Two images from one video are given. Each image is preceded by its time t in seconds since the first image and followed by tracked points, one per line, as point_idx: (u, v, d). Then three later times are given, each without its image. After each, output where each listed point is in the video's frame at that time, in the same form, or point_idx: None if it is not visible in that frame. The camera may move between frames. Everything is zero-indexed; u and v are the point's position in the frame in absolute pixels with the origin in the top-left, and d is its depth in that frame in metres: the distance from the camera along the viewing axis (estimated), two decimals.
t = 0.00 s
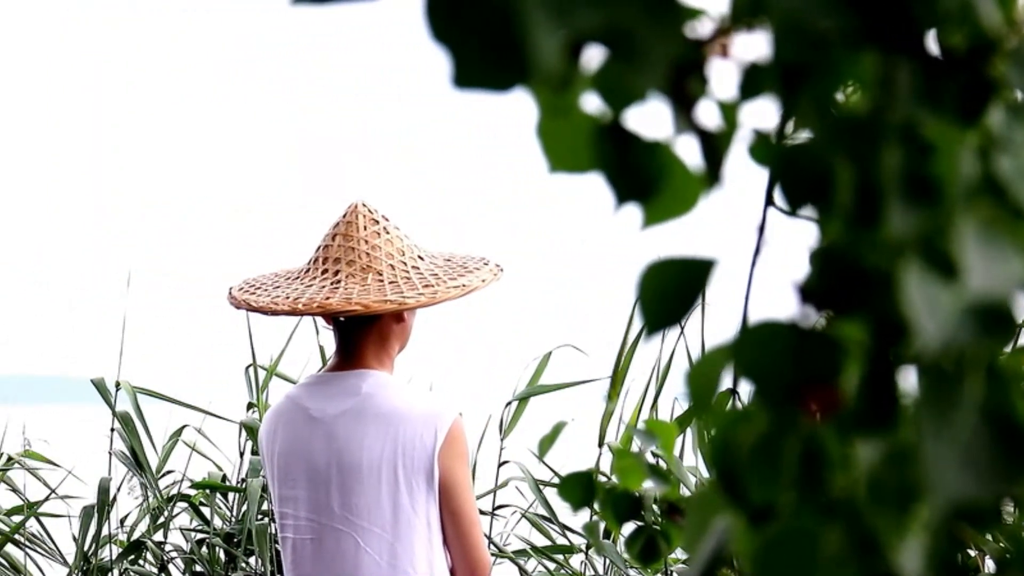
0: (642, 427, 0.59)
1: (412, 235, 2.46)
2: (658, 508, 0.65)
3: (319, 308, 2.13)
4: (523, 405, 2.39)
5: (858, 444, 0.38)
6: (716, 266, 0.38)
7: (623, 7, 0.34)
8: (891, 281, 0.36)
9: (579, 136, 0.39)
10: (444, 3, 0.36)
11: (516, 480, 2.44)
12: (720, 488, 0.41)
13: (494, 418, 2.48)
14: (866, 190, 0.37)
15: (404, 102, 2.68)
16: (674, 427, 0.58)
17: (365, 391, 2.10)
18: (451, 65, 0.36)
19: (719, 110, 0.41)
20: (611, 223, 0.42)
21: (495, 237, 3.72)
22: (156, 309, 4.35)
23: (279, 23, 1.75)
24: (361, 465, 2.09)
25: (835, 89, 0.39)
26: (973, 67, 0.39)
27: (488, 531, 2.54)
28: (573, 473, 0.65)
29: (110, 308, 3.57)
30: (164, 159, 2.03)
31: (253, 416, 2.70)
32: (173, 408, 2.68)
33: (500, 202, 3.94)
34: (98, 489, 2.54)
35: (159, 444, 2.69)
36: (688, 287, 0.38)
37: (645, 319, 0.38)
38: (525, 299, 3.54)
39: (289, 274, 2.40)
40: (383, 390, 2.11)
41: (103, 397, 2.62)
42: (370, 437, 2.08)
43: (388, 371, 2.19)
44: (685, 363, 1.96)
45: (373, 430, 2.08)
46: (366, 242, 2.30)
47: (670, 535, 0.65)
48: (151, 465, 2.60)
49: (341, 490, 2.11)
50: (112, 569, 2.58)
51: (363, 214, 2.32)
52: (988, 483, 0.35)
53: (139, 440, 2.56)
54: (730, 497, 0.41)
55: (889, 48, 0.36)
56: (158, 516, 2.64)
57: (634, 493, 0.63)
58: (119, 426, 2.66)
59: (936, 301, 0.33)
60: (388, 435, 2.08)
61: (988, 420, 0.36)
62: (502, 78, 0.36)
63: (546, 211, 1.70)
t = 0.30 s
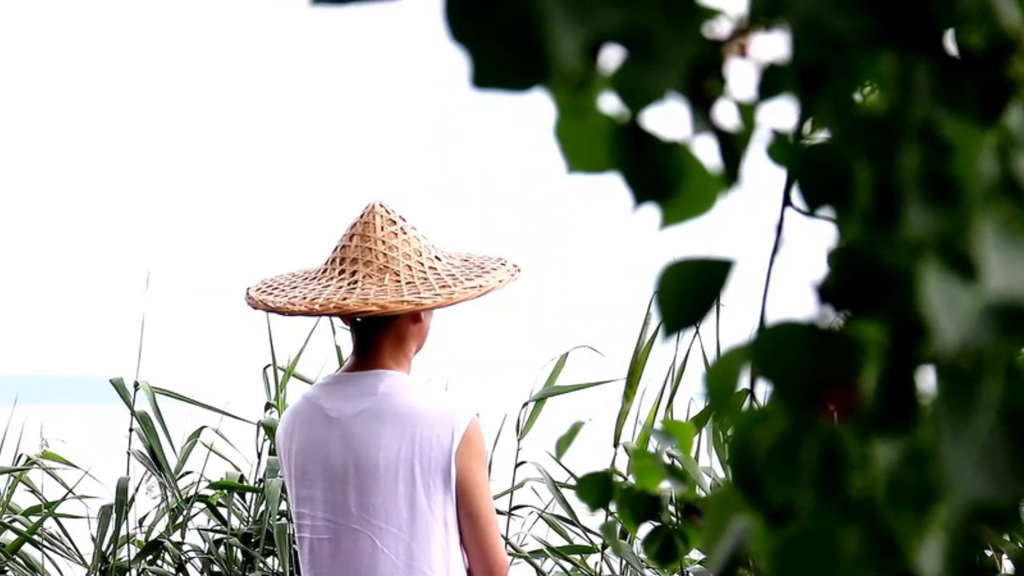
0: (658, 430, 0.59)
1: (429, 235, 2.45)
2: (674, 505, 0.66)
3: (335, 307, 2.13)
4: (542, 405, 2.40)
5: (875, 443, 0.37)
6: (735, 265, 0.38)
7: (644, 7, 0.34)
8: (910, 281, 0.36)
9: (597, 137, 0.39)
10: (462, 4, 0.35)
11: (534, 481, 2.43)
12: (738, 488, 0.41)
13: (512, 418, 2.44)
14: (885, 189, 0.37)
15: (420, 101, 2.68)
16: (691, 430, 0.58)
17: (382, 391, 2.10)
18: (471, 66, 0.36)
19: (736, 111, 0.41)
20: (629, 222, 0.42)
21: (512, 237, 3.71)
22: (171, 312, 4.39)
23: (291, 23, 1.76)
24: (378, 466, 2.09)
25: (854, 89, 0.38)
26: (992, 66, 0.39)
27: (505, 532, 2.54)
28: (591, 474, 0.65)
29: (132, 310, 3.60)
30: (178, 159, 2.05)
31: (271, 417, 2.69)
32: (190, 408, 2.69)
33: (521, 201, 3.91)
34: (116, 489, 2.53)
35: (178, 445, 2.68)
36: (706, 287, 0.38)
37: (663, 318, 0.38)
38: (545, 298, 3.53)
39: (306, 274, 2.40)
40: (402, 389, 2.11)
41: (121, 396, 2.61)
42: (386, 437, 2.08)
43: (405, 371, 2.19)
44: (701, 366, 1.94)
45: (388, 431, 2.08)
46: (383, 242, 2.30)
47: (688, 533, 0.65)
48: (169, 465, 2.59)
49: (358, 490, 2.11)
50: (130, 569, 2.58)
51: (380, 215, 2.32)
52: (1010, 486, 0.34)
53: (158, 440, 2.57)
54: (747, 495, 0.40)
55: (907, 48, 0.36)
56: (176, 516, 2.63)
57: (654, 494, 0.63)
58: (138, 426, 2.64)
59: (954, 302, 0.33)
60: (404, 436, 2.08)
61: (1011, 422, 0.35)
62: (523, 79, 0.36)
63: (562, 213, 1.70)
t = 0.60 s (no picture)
0: (671, 428, 0.59)
1: (443, 235, 2.45)
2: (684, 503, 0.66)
3: (350, 307, 2.13)
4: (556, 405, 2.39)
5: (890, 443, 0.37)
6: (749, 266, 0.38)
7: (657, 9, 0.33)
8: (924, 282, 0.36)
9: (611, 138, 0.39)
10: (477, 3, 0.35)
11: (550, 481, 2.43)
12: (754, 487, 0.41)
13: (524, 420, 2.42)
14: (899, 190, 0.37)
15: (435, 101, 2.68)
16: (705, 428, 0.58)
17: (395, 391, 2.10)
18: (485, 66, 0.35)
19: (750, 111, 0.41)
20: (645, 224, 0.42)
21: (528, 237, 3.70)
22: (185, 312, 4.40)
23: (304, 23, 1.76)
24: (392, 466, 2.09)
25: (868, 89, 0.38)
26: (1005, 65, 0.39)
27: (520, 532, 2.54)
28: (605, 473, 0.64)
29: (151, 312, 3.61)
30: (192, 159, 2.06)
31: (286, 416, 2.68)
32: (205, 407, 2.68)
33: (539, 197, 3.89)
34: (132, 488, 2.50)
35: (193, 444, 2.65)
36: (721, 288, 0.38)
37: (677, 318, 0.38)
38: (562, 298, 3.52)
39: (320, 274, 2.40)
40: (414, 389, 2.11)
41: (137, 395, 2.59)
42: (398, 437, 2.09)
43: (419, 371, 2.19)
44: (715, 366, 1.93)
45: (401, 431, 2.08)
46: (396, 242, 2.29)
47: (700, 533, 0.65)
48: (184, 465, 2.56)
49: (372, 490, 2.12)
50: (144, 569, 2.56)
51: (394, 215, 2.32)
52: None
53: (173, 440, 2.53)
54: (764, 495, 0.41)
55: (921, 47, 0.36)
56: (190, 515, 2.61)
57: (667, 493, 0.63)
58: (153, 425, 2.61)
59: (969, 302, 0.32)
60: (417, 436, 2.08)
61: None
62: (537, 79, 0.35)
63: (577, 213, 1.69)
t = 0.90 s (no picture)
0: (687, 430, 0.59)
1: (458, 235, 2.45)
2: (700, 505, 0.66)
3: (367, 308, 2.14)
4: (571, 405, 2.39)
5: (906, 442, 0.37)
6: (766, 265, 0.38)
7: (675, 9, 0.33)
8: (943, 281, 0.36)
9: (627, 138, 0.39)
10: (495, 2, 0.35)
11: (564, 481, 2.43)
12: (771, 487, 0.40)
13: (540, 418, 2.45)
14: (916, 189, 0.37)
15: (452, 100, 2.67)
16: (721, 429, 0.58)
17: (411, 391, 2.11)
18: (502, 66, 0.35)
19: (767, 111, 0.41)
20: (662, 225, 0.42)
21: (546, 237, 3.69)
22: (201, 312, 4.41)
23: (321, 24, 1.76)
24: (408, 466, 2.10)
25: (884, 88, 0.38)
26: None
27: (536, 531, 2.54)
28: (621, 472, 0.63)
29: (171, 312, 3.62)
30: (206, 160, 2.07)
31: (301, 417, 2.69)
32: (220, 407, 2.69)
33: (557, 191, 3.85)
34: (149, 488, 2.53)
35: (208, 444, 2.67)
36: (738, 287, 0.38)
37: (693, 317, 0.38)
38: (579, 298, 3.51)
39: (336, 274, 2.40)
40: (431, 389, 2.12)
41: (153, 395, 2.61)
42: (414, 437, 2.09)
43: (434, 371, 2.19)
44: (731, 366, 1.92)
45: (416, 430, 2.09)
46: (412, 242, 2.30)
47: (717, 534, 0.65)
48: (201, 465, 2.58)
49: (388, 490, 2.12)
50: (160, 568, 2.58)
51: (409, 215, 2.32)
52: None
53: (190, 440, 2.55)
54: (780, 495, 0.40)
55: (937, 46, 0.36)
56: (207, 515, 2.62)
57: (682, 494, 0.63)
58: (169, 425, 2.64)
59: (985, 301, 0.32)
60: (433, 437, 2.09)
61: None
62: (555, 78, 0.35)
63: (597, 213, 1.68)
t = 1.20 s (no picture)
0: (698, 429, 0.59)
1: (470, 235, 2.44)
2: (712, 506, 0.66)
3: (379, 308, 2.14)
4: (582, 405, 2.40)
5: (918, 442, 0.37)
6: (778, 265, 0.38)
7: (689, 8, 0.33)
8: (957, 281, 0.36)
9: (639, 137, 0.39)
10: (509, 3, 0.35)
11: (574, 481, 2.44)
12: (783, 488, 0.40)
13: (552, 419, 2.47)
14: (930, 189, 0.37)
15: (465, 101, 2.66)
16: (732, 428, 0.58)
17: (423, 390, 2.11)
18: (515, 67, 0.35)
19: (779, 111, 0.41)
20: (674, 224, 0.42)
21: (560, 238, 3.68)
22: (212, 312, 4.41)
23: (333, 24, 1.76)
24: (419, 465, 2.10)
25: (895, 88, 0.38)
26: None
27: (546, 531, 2.54)
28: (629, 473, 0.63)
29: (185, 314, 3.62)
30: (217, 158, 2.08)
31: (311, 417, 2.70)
32: (231, 407, 2.70)
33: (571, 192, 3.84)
34: (160, 487, 2.55)
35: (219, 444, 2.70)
36: (749, 288, 0.38)
37: (705, 317, 0.38)
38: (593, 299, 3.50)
39: (347, 274, 2.40)
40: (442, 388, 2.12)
41: (165, 396, 2.63)
42: (425, 436, 2.09)
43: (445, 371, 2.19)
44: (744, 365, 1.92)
45: (428, 429, 2.09)
46: (423, 242, 2.30)
47: (730, 533, 0.65)
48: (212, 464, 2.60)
49: (399, 490, 2.12)
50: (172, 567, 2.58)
51: (421, 215, 2.32)
52: None
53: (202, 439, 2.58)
54: (791, 497, 0.40)
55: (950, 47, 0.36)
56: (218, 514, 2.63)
57: (691, 497, 0.64)
58: (181, 425, 2.65)
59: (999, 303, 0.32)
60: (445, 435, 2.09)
61: None
62: (567, 78, 0.35)
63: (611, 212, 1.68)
